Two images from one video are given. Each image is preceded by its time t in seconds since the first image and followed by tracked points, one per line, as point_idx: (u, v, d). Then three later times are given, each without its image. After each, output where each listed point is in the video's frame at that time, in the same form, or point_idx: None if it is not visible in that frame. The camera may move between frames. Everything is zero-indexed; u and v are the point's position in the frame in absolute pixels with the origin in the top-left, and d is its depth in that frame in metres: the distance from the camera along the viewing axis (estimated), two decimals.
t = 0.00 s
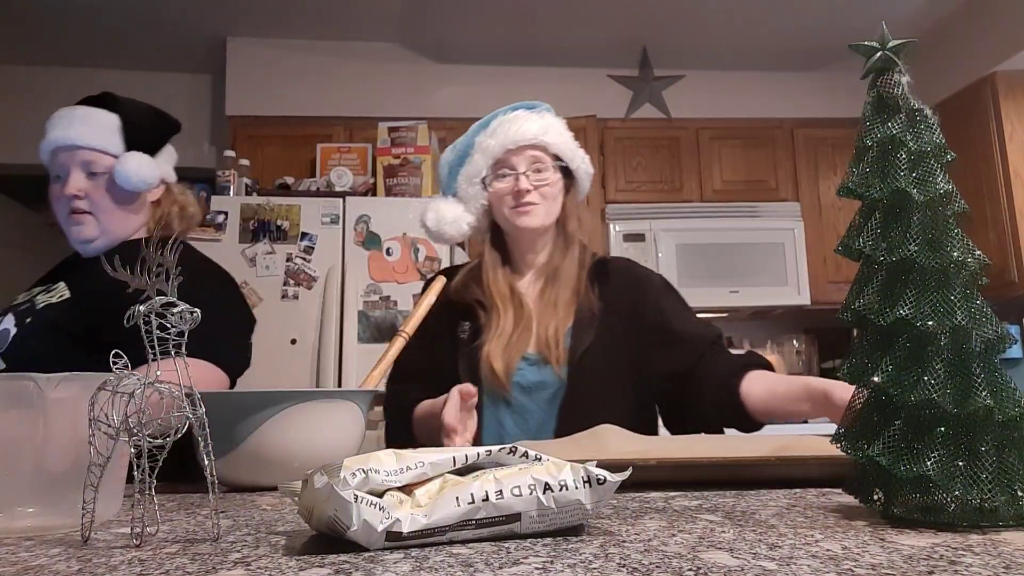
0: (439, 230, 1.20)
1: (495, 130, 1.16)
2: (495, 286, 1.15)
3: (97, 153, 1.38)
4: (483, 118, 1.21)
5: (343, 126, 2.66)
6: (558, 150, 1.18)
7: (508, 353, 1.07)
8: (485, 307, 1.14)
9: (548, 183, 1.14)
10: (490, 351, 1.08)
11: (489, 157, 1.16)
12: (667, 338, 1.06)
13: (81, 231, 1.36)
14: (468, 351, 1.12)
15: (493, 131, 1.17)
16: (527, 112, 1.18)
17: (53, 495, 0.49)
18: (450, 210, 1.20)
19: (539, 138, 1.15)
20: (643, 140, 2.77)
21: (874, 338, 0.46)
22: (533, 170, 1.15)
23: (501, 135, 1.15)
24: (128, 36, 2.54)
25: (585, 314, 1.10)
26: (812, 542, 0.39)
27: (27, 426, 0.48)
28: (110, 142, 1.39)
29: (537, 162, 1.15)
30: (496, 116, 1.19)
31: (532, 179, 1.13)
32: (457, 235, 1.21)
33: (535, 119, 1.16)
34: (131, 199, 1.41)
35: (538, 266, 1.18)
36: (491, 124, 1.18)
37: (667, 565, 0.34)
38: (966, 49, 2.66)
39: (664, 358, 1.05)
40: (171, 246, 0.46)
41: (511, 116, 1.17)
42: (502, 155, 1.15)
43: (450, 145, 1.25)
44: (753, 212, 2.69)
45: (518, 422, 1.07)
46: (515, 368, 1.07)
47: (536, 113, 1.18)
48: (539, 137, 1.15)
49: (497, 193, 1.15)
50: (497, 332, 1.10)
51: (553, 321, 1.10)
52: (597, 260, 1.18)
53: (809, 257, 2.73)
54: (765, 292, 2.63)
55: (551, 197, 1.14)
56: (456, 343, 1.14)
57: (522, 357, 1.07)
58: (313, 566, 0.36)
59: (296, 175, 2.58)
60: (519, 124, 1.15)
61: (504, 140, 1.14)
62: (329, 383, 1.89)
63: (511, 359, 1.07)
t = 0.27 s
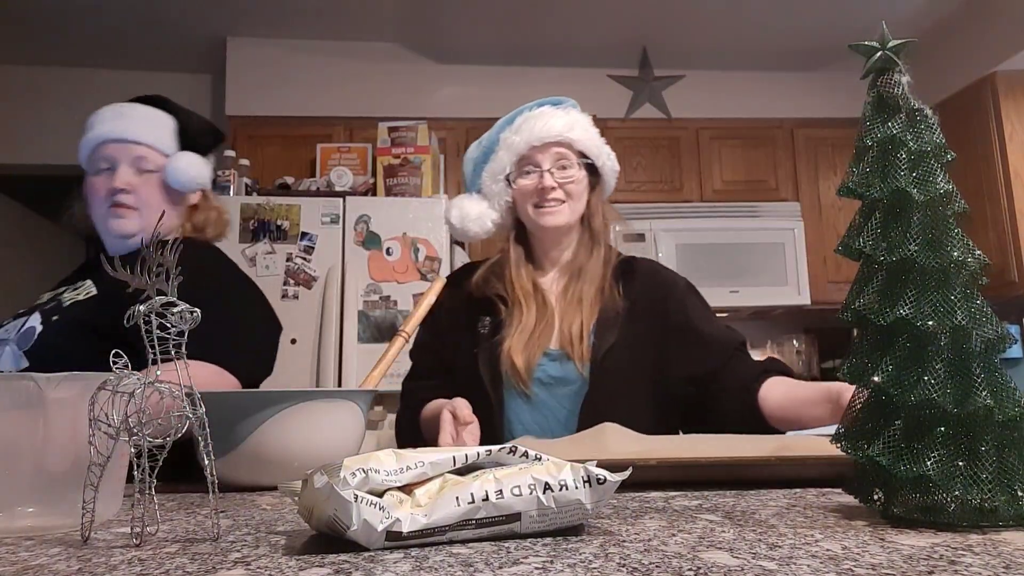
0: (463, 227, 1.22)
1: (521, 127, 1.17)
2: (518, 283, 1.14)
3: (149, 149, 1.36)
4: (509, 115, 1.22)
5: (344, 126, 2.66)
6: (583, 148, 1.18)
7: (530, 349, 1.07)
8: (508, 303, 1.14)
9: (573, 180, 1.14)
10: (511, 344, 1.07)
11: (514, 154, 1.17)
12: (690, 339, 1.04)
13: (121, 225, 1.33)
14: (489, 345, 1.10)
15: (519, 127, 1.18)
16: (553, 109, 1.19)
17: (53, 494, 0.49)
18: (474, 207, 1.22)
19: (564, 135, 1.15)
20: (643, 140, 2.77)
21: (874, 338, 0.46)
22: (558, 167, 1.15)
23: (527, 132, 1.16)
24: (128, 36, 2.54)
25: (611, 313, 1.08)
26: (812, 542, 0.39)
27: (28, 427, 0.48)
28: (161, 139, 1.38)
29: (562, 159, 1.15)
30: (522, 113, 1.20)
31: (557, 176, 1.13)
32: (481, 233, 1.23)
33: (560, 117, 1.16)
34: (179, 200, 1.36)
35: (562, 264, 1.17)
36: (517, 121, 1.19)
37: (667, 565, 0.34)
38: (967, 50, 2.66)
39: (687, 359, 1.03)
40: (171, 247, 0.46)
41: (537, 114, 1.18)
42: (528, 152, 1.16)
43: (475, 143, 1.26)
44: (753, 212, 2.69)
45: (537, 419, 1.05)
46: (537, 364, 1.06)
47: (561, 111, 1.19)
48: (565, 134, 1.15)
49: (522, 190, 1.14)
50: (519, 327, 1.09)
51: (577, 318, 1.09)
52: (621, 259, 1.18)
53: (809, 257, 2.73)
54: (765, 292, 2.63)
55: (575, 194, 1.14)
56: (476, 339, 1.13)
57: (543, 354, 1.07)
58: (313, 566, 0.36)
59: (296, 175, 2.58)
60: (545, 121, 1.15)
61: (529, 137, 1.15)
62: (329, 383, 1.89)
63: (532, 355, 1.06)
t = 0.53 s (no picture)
0: (475, 229, 1.24)
1: (533, 127, 1.17)
2: (532, 284, 1.15)
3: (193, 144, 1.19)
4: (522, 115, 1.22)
5: (343, 126, 2.66)
6: (596, 148, 1.18)
7: (542, 350, 1.07)
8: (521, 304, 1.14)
9: (585, 180, 1.14)
10: (523, 344, 1.08)
11: (526, 155, 1.17)
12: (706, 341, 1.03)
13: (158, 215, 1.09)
14: (501, 344, 1.12)
15: (531, 127, 1.18)
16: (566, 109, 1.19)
17: (53, 494, 0.49)
18: (487, 209, 1.23)
19: (576, 135, 1.15)
20: (643, 139, 2.77)
21: (874, 338, 0.46)
22: (570, 167, 1.15)
23: (539, 132, 1.16)
24: (128, 37, 2.54)
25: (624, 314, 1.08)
26: (812, 542, 0.39)
27: (28, 427, 0.48)
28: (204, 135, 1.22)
29: (575, 158, 1.16)
30: (534, 114, 1.20)
31: (569, 176, 1.13)
32: (494, 234, 1.24)
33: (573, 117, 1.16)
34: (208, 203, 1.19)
35: (576, 265, 1.17)
36: (529, 122, 1.19)
37: (667, 565, 0.34)
38: (967, 50, 2.66)
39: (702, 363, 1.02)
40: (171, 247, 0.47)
41: (549, 114, 1.18)
42: (540, 154, 1.16)
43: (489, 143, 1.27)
44: (753, 212, 2.69)
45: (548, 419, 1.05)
46: (549, 364, 1.07)
47: (574, 110, 1.19)
48: (576, 134, 1.15)
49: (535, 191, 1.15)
50: (532, 326, 1.10)
51: (590, 319, 1.09)
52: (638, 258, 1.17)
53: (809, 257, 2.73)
54: (765, 292, 2.63)
55: (588, 195, 1.14)
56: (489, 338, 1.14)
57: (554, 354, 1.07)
58: (313, 566, 0.36)
59: (296, 175, 2.57)
60: (556, 122, 1.16)
61: (541, 137, 1.15)
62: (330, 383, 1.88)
63: (544, 355, 1.07)
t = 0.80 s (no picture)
0: (487, 230, 1.25)
1: (541, 126, 1.17)
2: (542, 283, 1.15)
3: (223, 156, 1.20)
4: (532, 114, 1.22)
5: (343, 126, 2.65)
6: (607, 145, 1.17)
7: (550, 349, 1.07)
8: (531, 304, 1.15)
9: (595, 178, 1.13)
10: (532, 342, 1.08)
11: (535, 154, 1.17)
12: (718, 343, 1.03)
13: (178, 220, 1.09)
14: (509, 344, 1.12)
15: (541, 126, 1.17)
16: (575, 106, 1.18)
17: (53, 494, 0.49)
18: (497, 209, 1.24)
19: (586, 133, 1.15)
20: (643, 140, 2.77)
21: (873, 338, 0.46)
22: (580, 165, 1.15)
23: (548, 131, 1.15)
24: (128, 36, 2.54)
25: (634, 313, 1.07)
26: (812, 542, 0.39)
27: (27, 427, 0.48)
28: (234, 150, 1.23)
29: (585, 156, 1.15)
30: (543, 112, 1.20)
31: (579, 175, 1.13)
32: (504, 235, 1.25)
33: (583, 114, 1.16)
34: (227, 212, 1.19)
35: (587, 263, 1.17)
36: (538, 120, 1.19)
37: (667, 565, 0.34)
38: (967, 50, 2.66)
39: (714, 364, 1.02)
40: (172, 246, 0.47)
41: (558, 111, 1.17)
42: (549, 153, 1.16)
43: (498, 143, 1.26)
44: (753, 212, 2.69)
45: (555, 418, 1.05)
46: (556, 364, 1.06)
47: (584, 108, 1.18)
48: (586, 132, 1.15)
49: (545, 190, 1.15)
50: (541, 325, 1.10)
51: (599, 317, 1.09)
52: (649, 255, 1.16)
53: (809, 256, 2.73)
54: (765, 292, 2.63)
55: (599, 193, 1.13)
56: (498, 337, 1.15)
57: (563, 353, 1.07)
58: (313, 566, 0.36)
59: (296, 176, 2.56)
60: (565, 119, 1.15)
61: (549, 136, 1.15)
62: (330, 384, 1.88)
63: (552, 354, 1.07)
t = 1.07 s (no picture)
0: (494, 231, 1.25)
1: (548, 127, 1.16)
2: (550, 283, 1.15)
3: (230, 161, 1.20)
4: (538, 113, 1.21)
5: (343, 126, 2.65)
6: (616, 145, 1.16)
7: (558, 349, 1.07)
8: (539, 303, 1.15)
9: (603, 180, 1.13)
10: (539, 343, 1.08)
11: (542, 157, 1.16)
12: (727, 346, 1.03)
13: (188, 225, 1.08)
14: (515, 344, 1.12)
15: (548, 127, 1.16)
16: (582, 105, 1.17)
17: (53, 495, 0.49)
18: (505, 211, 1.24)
19: (593, 135, 1.14)
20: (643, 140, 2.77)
21: (873, 338, 0.46)
22: (588, 167, 1.14)
23: (556, 133, 1.14)
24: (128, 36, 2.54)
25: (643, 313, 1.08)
26: (812, 542, 0.39)
27: (27, 427, 0.48)
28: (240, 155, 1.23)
29: (592, 157, 1.15)
30: (550, 112, 1.18)
31: (588, 178, 1.13)
32: (512, 236, 1.25)
33: (591, 115, 1.15)
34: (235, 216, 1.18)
35: (595, 263, 1.17)
36: (545, 120, 1.18)
37: (667, 565, 0.34)
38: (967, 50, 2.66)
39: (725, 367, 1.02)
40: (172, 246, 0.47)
41: (565, 112, 1.16)
42: (557, 155, 1.15)
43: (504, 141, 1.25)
44: (753, 212, 2.69)
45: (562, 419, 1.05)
46: (564, 364, 1.07)
47: (591, 107, 1.17)
48: (593, 133, 1.13)
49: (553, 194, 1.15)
50: (549, 325, 1.10)
51: (607, 318, 1.09)
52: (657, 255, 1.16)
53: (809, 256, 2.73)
54: (766, 292, 2.63)
55: (608, 195, 1.13)
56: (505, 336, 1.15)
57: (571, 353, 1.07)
58: (312, 566, 0.36)
59: (296, 176, 2.56)
60: (573, 121, 1.14)
61: (556, 138, 1.14)
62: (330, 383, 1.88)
63: (559, 353, 1.07)
